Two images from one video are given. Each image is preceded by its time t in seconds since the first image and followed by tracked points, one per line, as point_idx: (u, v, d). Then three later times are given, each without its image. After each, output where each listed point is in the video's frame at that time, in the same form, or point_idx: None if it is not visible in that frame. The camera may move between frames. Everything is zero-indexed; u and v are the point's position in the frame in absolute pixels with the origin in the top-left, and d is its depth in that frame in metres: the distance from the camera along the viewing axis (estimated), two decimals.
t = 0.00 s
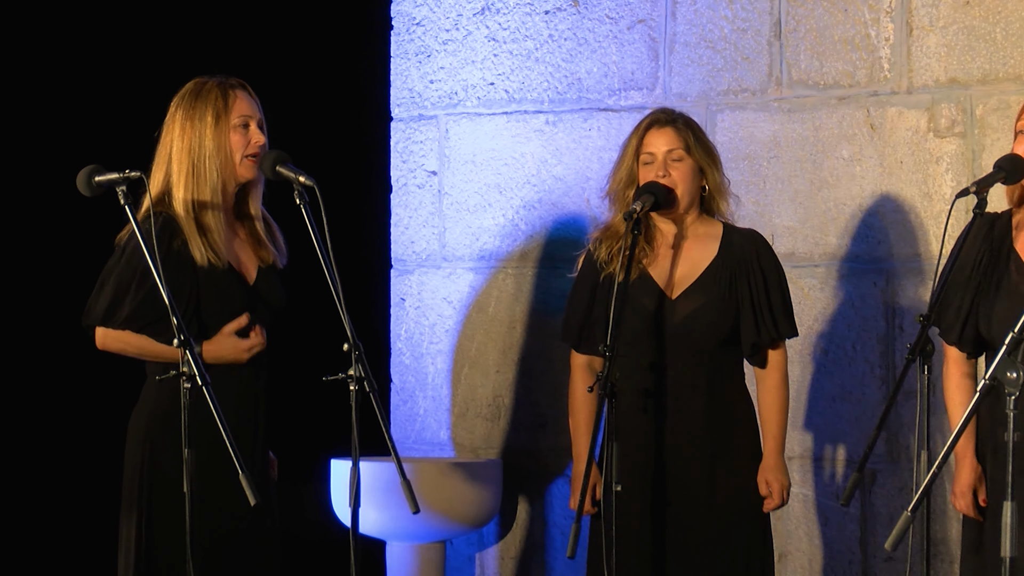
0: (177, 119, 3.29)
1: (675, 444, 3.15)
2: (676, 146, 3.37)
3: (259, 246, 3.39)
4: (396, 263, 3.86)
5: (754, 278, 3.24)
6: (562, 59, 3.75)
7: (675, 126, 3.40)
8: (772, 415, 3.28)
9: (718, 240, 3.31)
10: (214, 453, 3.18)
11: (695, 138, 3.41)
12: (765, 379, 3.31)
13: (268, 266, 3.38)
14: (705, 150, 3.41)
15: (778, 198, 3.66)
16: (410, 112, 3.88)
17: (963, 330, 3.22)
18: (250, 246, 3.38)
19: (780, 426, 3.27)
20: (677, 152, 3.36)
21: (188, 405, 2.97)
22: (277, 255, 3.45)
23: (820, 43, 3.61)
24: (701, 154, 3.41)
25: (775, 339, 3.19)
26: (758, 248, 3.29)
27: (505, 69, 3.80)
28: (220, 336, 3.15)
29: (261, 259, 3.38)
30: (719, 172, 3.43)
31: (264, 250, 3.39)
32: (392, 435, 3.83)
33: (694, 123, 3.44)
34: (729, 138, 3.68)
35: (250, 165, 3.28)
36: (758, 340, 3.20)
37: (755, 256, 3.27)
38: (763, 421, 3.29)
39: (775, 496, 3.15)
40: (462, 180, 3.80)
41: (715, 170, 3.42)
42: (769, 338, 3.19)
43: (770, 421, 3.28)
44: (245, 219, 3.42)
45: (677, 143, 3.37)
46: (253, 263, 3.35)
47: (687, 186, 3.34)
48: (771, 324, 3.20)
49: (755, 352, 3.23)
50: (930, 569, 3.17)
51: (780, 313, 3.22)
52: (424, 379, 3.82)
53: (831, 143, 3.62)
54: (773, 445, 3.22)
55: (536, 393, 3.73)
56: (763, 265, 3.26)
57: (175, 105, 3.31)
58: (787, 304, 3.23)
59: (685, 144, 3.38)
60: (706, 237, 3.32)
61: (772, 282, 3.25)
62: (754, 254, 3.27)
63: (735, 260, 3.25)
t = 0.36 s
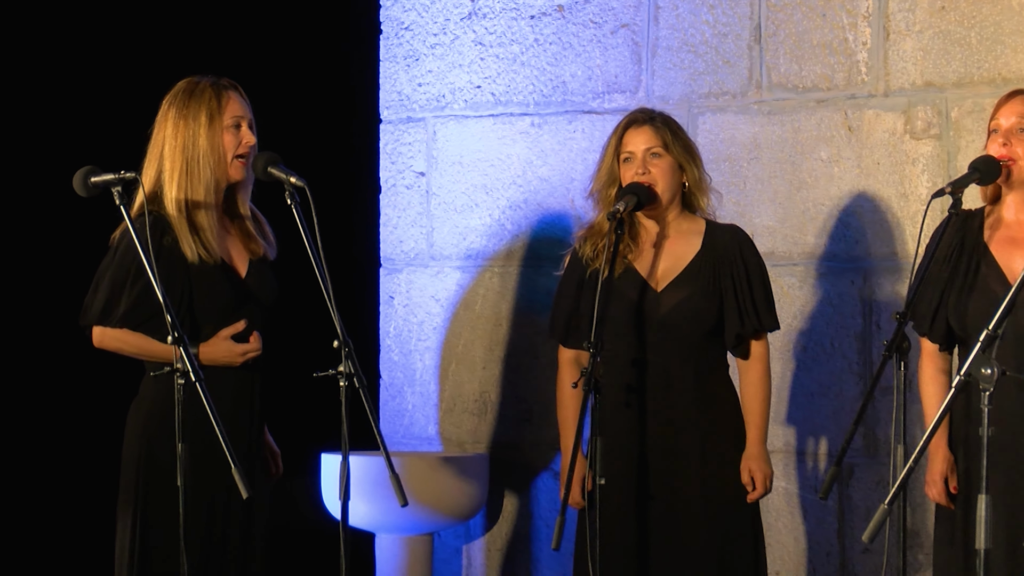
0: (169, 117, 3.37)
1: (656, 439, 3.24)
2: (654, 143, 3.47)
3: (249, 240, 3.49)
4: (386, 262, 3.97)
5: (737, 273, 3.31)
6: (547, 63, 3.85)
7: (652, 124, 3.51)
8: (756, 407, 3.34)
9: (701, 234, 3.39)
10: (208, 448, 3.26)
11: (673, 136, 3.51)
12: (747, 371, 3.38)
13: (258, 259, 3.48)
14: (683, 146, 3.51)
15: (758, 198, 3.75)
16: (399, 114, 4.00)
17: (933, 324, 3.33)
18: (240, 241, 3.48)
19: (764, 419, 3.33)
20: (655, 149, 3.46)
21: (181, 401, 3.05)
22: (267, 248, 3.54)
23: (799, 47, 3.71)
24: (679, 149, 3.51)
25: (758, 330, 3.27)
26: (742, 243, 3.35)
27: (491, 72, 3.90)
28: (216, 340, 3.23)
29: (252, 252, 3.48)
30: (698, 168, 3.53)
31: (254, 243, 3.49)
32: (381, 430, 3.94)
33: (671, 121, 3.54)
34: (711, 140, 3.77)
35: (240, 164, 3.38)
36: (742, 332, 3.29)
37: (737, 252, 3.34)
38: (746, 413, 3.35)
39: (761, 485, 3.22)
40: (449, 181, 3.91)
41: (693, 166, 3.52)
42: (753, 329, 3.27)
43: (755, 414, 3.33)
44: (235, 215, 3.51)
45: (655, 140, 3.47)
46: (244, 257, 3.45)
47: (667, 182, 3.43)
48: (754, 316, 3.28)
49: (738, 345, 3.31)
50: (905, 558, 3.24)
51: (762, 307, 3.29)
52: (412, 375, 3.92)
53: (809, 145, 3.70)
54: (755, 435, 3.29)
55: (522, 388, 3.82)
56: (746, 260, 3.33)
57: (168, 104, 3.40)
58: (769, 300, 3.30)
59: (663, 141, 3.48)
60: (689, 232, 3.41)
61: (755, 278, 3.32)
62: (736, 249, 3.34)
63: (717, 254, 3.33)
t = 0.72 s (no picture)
0: (161, 119, 3.46)
1: (637, 433, 3.32)
2: (635, 142, 3.56)
3: (239, 240, 3.57)
4: (373, 260, 4.06)
5: (717, 273, 3.39)
6: (531, 65, 3.95)
7: (633, 123, 3.59)
8: (734, 404, 3.42)
9: (681, 233, 3.48)
10: (199, 441, 3.34)
11: (653, 136, 3.60)
12: (726, 367, 3.45)
13: (248, 258, 3.55)
14: (663, 146, 3.60)
15: (737, 198, 3.84)
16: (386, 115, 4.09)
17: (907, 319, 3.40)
18: (230, 240, 3.56)
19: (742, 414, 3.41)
20: (636, 148, 3.55)
21: (174, 396, 3.13)
22: (256, 247, 3.62)
23: (777, 50, 3.80)
24: (659, 149, 3.60)
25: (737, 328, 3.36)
26: (721, 242, 3.44)
27: (477, 75, 4.00)
28: (207, 339, 3.32)
29: (242, 251, 3.56)
30: (678, 167, 3.62)
31: (244, 242, 3.58)
32: (369, 425, 4.02)
33: (652, 122, 3.63)
34: (691, 141, 3.86)
35: (229, 165, 3.47)
36: (721, 330, 3.37)
37: (716, 250, 3.42)
38: (725, 410, 3.43)
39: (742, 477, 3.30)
40: (436, 181, 4.01)
41: (673, 165, 3.61)
42: (733, 326, 3.36)
43: (733, 411, 3.41)
44: (225, 216, 3.60)
45: (636, 139, 3.56)
46: (234, 256, 3.53)
47: (647, 180, 3.52)
48: (733, 314, 3.36)
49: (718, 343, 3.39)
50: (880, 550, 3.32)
51: (740, 304, 3.37)
52: (399, 371, 4.02)
53: (787, 146, 3.80)
54: (734, 429, 3.37)
55: (506, 382, 3.91)
56: (725, 259, 3.41)
57: (160, 106, 3.48)
58: (748, 297, 3.38)
59: (643, 140, 3.57)
60: (669, 231, 3.49)
61: (734, 276, 3.40)
62: (715, 248, 3.42)
63: (697, 254, 3.41)
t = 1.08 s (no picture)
0: (157, 120, 3.54)
1: (621, 427, 3.40)
2: (621, 143, 3.64)
3: (232, 238, 3.67)
4: (364, 258, 4.18)
5: (697, 271, 3.47)
6: (517, 68, 4.07)
7: (619, 125, 3.68)
8: (714, 400, 3.50)
9: (663, 233, 3.56)
10: (194, 435, 3.43)
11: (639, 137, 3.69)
12: (706, 364, 3.53)
13: (242, 256, 3.65)
14: (648, 148, 3.68)
15: (719, 197, 3.93)
16: (376, 117, 4.21)
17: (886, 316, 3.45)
18: (224, 238, 3.65)
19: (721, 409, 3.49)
20: (621, 148, 3.64)
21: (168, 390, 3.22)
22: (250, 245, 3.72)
23: (758, 53, 3.89)
24: (644, 150, 3.69)
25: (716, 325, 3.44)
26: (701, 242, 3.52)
27: (465, 77, 4.11)
28: (196, 344, 3.39)
29: (235, 249, 3.66)
30: (662, 168, 3.71)
31: (237, 241, 3.67)
32: (359, 418, 4.15)
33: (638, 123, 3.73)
34: (673, 141, 3.96)
35: (224, 165, 3.56)
36: (701, 327, 3.45)
37: (697, 249, 3.50)
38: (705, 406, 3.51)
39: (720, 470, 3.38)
40: (425, 180, 4.12)
41: (657, 166, 3.70)
42: (712, 324, 3.44)
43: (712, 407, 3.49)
44: (220, 214, 3.69)
45: (621, 140, 3.65)
46: (228, 254, 3.62)
47: (631, 180, 3.61)
48: (712, 312, 3.44)
49: (697, 339, 3.47)
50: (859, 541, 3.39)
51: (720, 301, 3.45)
52: (389, 365, 4.13)
53: (767, 146, 3.89)
54: (714, 423, 3.46)
55: (493, 377, 4.03)
56: (706, 257, 3.49)
57: (156, 107, 3.56)
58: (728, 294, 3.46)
59: (629, 141, 3.66)
60: (652, 230, 3.58)
61: (714, 274, 3.48)
62: (696, 247, 3.51)
63: (678, 253, 3.49)
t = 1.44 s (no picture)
0: (151, 118, 3.62)
1: (604, 420, 3.48)
2: (605, 141, 3.72)
3: (224, 234, 3.74)
4: (352, 254, 4.27)
5: (678, 266, 3.55)
6: (503, 68, 4.15)
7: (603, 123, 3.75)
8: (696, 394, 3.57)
9: (646, 230, 3.63)
10: (186, 427, 3.50)
11: (623, 135, 3.76)
12: (689, 359, 3.61)
13: (233, 252, 3.72)
14: (632, 146, 3.76)
15: (699, 194, 4.02)
16: (364, 116, 4.30)
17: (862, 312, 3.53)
18: (216, 235, 3.73)
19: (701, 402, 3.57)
20: (606, 146, 3.71)
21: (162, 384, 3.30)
22: (241, 241, 3.80)
23: (738, 54, 3.98)
24: (628, 148, 3.76)
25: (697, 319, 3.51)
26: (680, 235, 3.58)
27: (451, 77, 4.20)
28: (186, 314, 3.50)
29: (227, 245, 3.73)
30: (646, 165, 3.78)
31: (229, 237, 3.74)
32: (348, 411, 4.24)
33: (622, 121, 3.79)
34: (656, 140, 4.05)
35: (215, 164, 3.64)
36: (682, 321, 3.52)
37: (678, 244, 3.58)
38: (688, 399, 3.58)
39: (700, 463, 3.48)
40: (412, 178, 4.21)
41: (641, 164, 3.77)
42: (693, 318, 3.51)
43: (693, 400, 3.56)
44: (212, 211, 3.76)
45: (606, 138, 3.72)
46: (219, 250, 3.70)
47: (614, 178, 3.68)
48: (694, 307, 3.50)
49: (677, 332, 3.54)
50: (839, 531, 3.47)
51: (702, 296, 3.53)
52: (377, 359, 4.23)
53: (747, 145, 3.98)
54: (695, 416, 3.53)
55: (479, 371, 4.12)
56: (687, 253, 3.57)
57: (150, 106, 3.65)
58: (709, 290, 3.54)
59: (613, 140, 3.73)
60: (635, 226, 3.64)
61: (697, 270, 3.54)
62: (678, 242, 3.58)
63: (661, 249, 3.57)
